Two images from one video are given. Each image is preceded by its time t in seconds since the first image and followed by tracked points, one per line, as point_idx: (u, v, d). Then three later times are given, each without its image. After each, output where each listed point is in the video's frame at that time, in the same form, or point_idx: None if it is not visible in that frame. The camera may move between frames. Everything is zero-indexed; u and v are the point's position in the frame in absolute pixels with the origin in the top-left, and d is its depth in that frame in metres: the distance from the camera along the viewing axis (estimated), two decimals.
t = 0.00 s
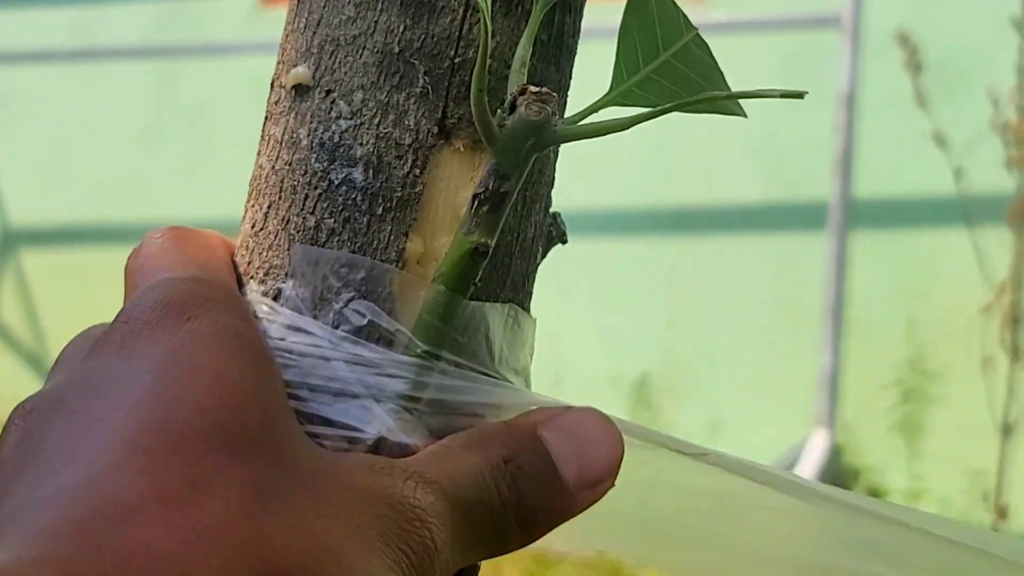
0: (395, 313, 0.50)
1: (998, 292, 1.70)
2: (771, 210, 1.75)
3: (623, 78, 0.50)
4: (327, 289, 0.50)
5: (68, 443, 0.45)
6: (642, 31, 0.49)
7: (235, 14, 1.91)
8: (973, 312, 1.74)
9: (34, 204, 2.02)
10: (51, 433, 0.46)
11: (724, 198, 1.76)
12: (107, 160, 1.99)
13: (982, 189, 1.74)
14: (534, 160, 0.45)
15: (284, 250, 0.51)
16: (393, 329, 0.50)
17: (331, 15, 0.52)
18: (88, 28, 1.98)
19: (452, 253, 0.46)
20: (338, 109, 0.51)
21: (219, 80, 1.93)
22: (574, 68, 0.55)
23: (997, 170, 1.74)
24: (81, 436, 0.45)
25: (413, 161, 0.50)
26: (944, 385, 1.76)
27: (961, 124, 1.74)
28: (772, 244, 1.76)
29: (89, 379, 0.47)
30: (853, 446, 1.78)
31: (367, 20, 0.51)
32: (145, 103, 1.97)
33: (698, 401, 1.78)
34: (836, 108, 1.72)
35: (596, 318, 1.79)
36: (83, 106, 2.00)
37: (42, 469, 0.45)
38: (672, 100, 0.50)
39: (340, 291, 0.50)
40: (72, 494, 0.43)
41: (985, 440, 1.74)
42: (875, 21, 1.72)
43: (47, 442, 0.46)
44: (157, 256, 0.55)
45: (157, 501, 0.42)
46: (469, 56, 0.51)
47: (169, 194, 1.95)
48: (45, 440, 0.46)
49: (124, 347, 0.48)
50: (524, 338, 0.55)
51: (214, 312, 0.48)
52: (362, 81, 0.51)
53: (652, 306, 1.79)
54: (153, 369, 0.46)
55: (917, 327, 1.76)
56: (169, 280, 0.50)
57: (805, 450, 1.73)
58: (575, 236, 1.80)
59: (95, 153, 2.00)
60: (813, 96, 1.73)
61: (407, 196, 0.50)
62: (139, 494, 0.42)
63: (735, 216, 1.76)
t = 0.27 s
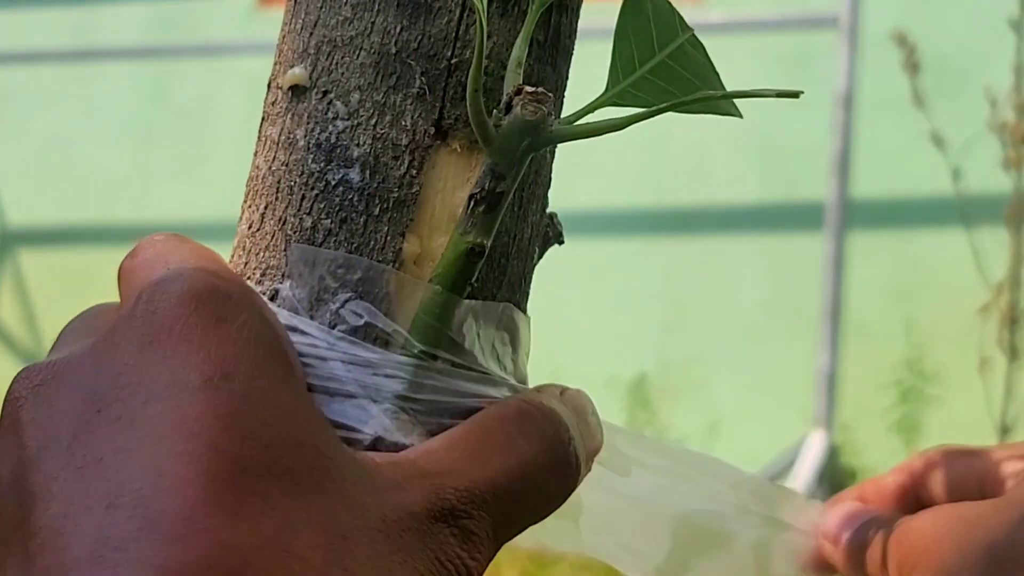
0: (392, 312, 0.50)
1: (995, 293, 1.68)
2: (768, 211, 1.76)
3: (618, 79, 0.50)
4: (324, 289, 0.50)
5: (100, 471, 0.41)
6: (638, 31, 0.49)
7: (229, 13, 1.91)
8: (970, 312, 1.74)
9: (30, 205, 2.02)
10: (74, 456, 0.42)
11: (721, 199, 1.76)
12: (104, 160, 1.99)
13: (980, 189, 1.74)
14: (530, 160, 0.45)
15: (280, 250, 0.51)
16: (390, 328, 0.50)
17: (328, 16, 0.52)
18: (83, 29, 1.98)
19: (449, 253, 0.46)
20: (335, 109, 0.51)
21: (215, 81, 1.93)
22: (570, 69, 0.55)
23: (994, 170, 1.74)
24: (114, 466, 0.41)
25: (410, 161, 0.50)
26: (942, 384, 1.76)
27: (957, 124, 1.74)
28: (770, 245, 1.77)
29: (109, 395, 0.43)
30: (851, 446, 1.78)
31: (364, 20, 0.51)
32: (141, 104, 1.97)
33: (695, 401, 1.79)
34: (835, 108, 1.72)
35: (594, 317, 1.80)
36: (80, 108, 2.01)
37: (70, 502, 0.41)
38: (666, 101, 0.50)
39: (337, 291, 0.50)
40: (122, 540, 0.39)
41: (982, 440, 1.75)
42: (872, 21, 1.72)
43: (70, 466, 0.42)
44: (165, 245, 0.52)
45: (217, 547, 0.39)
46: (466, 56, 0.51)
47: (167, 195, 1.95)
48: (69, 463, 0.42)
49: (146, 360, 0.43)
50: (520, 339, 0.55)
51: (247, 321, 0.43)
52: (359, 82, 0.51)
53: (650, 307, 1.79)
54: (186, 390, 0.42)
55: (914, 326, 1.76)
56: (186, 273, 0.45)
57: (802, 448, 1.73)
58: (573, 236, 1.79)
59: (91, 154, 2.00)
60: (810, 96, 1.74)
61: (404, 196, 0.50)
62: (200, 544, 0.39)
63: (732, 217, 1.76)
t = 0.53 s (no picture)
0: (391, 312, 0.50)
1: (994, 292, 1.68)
2: (766, 210, 1.75)
3: (618, 78, 0.50)
4: (323, 289, 0.50)
5: (94, 456, 0.44)
6: (638, 31, 0.49)
7: (227, 13, 1.91)
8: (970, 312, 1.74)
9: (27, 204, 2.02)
10: (69, 442, 0.45)
11: (718, 199, 1.76)
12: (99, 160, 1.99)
13: (978, 189, 1.74)
14: (530, 160, 0.45)
15: (280, 250, 0.51)
16: (390, 328, 0.50)
17: (328, 16, 0.52)
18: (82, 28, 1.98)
19: (450, 253, 0.46)
20: (334, 109, 0.51)
21: (212, 80, 1.93)
22: (570, 69, 0.55)
23: (992, 170, 1.74)
24: (109, 449, 0.44)
25: (409, 161, 0.50)
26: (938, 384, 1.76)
27: (956, 124, 1.74)
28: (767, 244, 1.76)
29: (106, 383, 0.46)
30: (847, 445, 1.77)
31: (363, 20, 0.51)
32: (138, 104, 1.97)
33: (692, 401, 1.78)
34: (834, 109, 1.73)
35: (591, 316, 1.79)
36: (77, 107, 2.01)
37: (65, 484, 0.43)
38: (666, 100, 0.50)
39: (335, 292, 0.50)
40: (114, 522, 0.42)
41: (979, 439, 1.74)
42: (871, 20, 1.73)
43: (66, 452, 0.44)
44: (162, 245, 0.53)
45: (208, 529, 0.42)
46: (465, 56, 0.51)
47: (160, 195, 1.95)
48: (62, 448, 0.45)
49: (141, 350, 0.46)
50: (520, 338, 0.55)
51: (242, 313, 0.46)
52: (359, 81, 0.51)
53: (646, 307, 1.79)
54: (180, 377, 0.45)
55: (910, 327, 1.75)
56: (182, 270, 0.48)
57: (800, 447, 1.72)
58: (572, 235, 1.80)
59: (88, 153, 1.99)
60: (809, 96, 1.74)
61: (404, 196, 0.50)
62: (190, 526, 0.42)
63: (729, 217, 1.76)
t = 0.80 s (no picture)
0: (389, 312, 0.50)
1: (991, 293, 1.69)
2: (765, 210, 1.76)
3: (616, 78, 0.50)
4: (322, 289, 0.50)
5: (84, 438, 0.44)
6: (636, 31, 0.49)
7: (223, 12, 1.91)
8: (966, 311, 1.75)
9: (24, 205, 2.01)
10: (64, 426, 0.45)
11: (716, 200, 1.76)
12: (97, 161, 1.99)
13: (975, 189, 1.75)
14: (527, 161, 0.45)
15: (278, 250, 0.51)
16: (388, 328, 0.50)
17: (326, 16, 0.52)
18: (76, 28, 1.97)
19: (448, 253, 0.46)
20: (332, 110, 0.51)
21: (210, 81, 1.93)
22: (567, 69, 0.55)
23: (989, 172, 1.76)
24: (98, 431, 0.44)
25: (407, 161, 0.50)
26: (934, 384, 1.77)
27: (953, 125, 1.75)
28: (765, 245, 1.77)
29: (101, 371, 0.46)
30: (845, 443, 1.78)
31: (361, 21, 0.51)
32: (135, 104, 1.97)
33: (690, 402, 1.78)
34: (832, 108, 1.72)
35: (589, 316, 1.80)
36: (74, 108, 2.01)
37: (55, 463, 0.44)
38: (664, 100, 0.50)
39: (334, 291, 0.50)
40: (95, 496, 0.42)
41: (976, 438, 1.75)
42: (869, 21, 1.73)
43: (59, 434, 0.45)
44: (164, 242, 0.53)
45: (183, 507, 0.41)
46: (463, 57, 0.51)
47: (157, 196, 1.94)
48: (58, 434, 0.45)
49: (135, 339, 0.46)
50: (518, 339, 0.55)
51: (235, 308, 0.45)
52: (357, 82, 0.51)
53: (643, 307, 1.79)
54: (171, 364, 0.44)
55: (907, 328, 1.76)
56: (182, 266, 0.48)
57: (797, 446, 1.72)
58: (570, 235, 1.80)
59: (85, 154, 1.99)
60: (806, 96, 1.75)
61: (402, 197, 0.50)
62: (165, 502, 0.41)
63: (728, 218, 1.76)
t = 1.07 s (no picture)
0: (389, 311, 0.50)
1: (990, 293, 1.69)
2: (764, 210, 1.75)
3: (616, 79, 0.50)
4: (321, 288, 0.50)
5: (81, 442, 0.44)
6: (636, 31, 0.49)
7: (225, 13, 1.92)
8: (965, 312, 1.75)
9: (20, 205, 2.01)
10: (63, 431, 0.46)
11: (715, 199, 1.76)
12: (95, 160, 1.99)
13: (974, 189, 1.75)
14: (527, 161, 0.45)
15: (278, 251, 0.51)
16: (387, 328, 0.50)
17: (325, 17, 0.52)
18: (80, 30, 2.00)
19: (446, 254, 0.46)
20: (331, 110, 0.51)
21: (209, 80, 1.93)
22: (567, 69, 0.55)
23: (988, 172, 1.75)
24: (95, 433, 0.44)
25: (406, 162, 0.50)
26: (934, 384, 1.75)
27: (953, 125, 1.74)
28: (764, 245, 1.76)
29: (95, 377, 0.46)
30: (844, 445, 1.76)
31: (360, 21, 0.51)
32: (134, 104, 1.97)
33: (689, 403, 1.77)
34: (830, 108, 1.73)
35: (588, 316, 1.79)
36: (73, 108, 2.01)
37: (54, 469, 0.44)
38: (663, 101, 0.50)
39: (333, 291, 0.50)
40: (94, 493, 0.42)
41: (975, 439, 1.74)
42: (868, 22, 1.75)
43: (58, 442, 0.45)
44: (156, 248, 0.53)
45: (191, 495, 0.42)
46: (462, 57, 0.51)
47: (154, 195, 1.94)
48: (56, 441, 0.45)
49: (125, 343, 0.46)
50: (516, 340, 0.55)
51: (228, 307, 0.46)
52: (356, 83, 0.51)
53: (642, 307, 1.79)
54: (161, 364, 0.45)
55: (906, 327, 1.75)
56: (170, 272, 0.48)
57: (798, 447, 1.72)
58: (569, 235, 1.80)
59: (83, 154, 1.99)
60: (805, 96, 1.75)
61: (401, 197, 0.50)
62: (169, 491, 0.42)
63: (727, 218, 1.76)
